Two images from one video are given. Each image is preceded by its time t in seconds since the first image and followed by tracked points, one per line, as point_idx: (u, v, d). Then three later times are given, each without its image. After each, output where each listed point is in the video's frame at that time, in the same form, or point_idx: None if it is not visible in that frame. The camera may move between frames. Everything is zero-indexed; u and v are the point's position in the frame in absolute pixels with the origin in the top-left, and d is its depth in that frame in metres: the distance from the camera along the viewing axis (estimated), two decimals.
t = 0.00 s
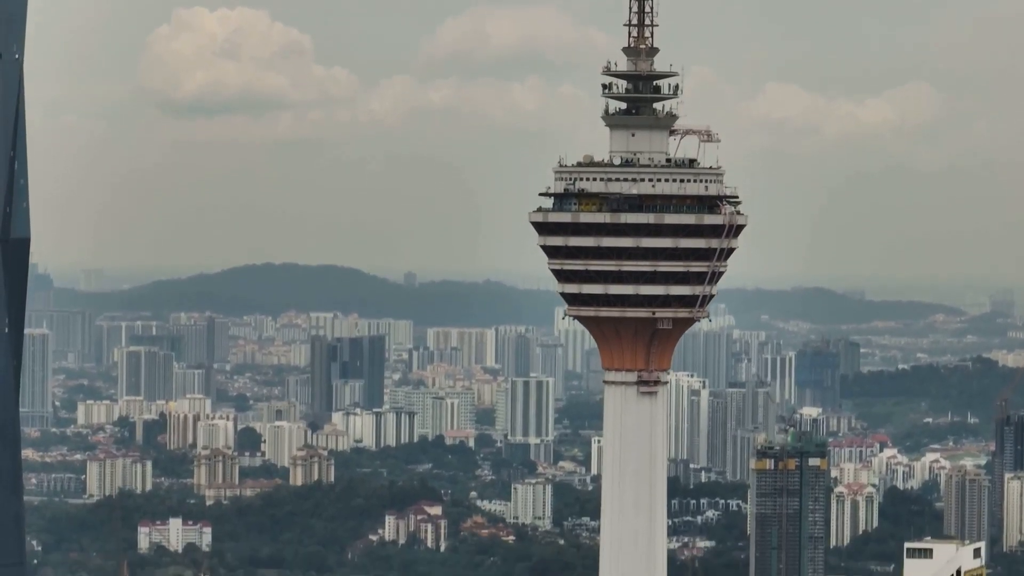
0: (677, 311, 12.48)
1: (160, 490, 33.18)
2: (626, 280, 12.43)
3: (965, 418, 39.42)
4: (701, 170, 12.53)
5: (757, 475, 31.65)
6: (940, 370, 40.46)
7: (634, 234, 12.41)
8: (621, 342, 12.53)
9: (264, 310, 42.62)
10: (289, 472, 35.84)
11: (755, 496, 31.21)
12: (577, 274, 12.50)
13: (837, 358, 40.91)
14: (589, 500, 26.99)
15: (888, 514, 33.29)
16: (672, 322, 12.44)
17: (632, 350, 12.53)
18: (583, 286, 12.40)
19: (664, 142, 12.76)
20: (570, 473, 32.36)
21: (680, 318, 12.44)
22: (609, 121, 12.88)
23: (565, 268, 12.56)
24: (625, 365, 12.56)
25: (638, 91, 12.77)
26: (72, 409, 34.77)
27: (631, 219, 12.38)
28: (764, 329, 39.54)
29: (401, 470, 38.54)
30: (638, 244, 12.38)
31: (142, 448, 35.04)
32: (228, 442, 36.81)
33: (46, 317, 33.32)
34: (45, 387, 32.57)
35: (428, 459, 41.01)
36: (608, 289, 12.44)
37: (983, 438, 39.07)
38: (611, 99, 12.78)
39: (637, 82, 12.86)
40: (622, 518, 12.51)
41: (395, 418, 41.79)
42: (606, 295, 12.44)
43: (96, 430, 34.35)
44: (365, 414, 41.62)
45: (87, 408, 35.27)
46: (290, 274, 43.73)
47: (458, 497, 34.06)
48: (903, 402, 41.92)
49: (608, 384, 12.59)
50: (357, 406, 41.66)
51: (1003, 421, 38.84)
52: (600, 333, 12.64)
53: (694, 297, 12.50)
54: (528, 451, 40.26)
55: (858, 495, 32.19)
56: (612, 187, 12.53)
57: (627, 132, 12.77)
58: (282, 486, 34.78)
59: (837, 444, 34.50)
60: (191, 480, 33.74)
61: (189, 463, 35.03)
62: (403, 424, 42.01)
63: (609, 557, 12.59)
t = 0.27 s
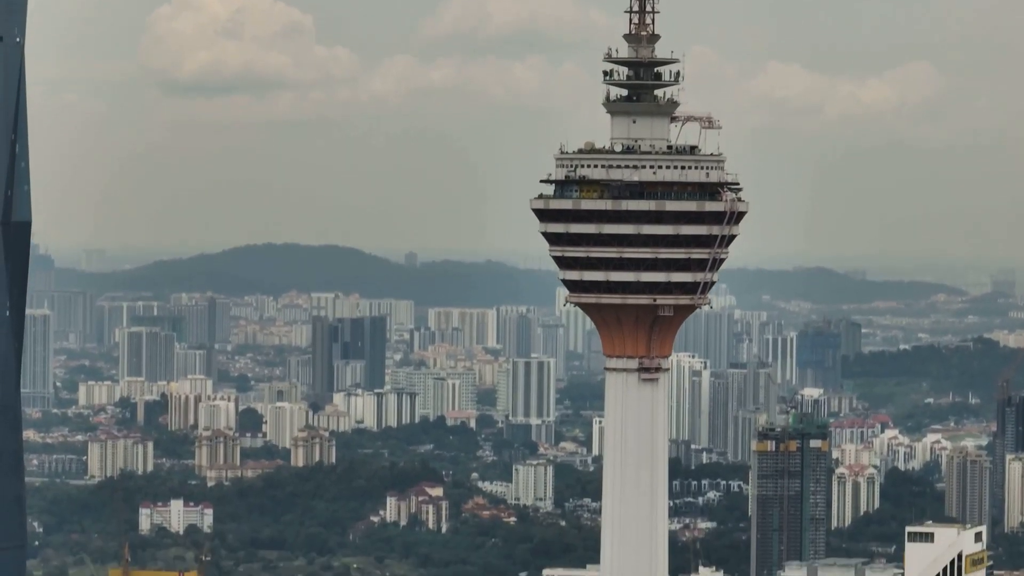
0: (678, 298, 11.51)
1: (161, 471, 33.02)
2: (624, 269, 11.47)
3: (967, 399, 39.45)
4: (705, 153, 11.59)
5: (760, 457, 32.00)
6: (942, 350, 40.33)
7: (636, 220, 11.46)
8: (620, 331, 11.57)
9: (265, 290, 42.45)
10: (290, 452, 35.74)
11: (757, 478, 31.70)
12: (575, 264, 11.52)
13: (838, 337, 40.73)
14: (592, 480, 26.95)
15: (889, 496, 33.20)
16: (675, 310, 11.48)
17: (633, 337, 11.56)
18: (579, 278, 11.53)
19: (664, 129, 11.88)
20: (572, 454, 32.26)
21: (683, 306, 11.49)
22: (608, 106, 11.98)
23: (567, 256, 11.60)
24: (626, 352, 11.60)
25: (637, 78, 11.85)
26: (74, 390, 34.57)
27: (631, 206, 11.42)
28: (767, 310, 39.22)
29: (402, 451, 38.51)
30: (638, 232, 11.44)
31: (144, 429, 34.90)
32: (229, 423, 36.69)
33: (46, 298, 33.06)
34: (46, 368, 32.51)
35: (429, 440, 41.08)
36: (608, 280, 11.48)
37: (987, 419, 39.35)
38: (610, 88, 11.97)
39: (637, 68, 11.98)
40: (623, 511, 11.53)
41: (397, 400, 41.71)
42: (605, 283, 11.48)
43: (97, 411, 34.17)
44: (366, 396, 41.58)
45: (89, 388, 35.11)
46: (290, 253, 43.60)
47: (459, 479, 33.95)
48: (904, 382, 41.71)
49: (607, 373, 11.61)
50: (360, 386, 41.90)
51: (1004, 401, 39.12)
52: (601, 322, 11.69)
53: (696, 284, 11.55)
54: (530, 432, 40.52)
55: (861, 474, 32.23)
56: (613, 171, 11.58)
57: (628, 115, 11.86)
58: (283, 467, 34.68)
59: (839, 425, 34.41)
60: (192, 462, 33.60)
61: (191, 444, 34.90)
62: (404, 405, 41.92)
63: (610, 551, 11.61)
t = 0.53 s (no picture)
0: (680, 286, 11.50)
1: (163, 453, 32.93)
2: (626, 256, 11.47)
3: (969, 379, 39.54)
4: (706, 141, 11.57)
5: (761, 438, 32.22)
6: (944, 331, 40.18)
7: (637, 209, 11.44)
8: (623, 318, 11.56)
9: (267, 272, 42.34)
10: (291, 435, 35.79)
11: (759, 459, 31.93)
12: (579, 251, 11.53)
13: (840, 318, 40.62)
14: (594, 463, 26.84)
15: (890, 478, 33.18)
16: (675, 299, 11.47)
17: (634, 324, 11.57)
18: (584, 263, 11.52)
19: (667, 117, 11.84)
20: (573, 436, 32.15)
21: (684, 295, 11.48)
22: (610, 94, 11.94)
23: (571, 244, 11.60)
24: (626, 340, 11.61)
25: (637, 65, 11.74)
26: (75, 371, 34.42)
27: (633, 194, 11.40)
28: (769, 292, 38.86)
29: (403, 433, 38.44)
30: (640, 220, 11.42)
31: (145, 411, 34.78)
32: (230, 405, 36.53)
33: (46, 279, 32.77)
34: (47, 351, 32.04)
35: (431, 422, 41.11)
36: (610, 267, 11.48)
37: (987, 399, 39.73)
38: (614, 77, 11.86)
39: (639, 56, 11.96)
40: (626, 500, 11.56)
41: (399, 381, 41.66)
42: (607, 272, 11.49)
43: (99, 393, 34.01)
44: (367, 377, 41.53)
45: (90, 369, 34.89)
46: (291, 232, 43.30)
47: (461, 461, 33.96)
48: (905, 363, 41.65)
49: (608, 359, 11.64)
50: (361, 368, 41.74)
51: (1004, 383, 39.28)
52: (603, 309, 11.67)
53: (698, 272, 11.53)
54: (531, 414, 40.75)
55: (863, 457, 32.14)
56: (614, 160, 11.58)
57: (628, 104, 11.86)
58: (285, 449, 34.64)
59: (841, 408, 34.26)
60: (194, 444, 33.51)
61: (192, 426, 34.82)
62: (405, 386, 41.87)
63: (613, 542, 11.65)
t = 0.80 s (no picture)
0: (683, 276, 12.38)
1: (165, 437, 33.15)
2: (629, 246, 12.33)
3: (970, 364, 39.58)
4: (706, 134, 12.42)
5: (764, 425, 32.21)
6: (945, 316, 39.96)
7: (639, 199, 12.29)
8: (627, 307, 12.43)
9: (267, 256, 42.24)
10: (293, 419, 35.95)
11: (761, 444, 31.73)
12: (585, 244, 12.38)
13: (841, 304, 40.46)
14: (595, 448, 26.75)
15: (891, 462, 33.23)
16: (676, 288, 12.34)
17: (635, 313, 12.44)
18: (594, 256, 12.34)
19: (667, 107, 12.72)
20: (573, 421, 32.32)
21: (684, 284, 12.34)
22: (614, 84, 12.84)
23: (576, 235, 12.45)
24: (627, 329, 12.46)
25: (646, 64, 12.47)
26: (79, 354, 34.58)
27: (635, 185, 12.26)
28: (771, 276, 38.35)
29: (405, 417, 38.61)
30: (642, 209, 12.27)
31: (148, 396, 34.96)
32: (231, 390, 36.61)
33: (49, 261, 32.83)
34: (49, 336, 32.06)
35: (432, 407, 41.33)
36: (614, 259, 12.33)
37: (989, 385, 39.78)
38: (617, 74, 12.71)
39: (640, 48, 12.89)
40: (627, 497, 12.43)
41: (400, 365, 41.72)
42: (610, 262, 12.34)
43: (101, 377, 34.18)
44: (368, 361, 41.61)
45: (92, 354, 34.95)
46: (290, 214, 42.98)
47: (463, 446, 34.11)
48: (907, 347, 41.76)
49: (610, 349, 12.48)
50: (363, 352, 41.49)
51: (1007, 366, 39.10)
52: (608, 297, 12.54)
53: (697, 262, 12.41)
54: (531, 398, 40.99)
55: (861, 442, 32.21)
56: (617, 150, 12.43)
57: (630, 96, 12.73)
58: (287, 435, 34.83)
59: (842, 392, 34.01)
60: (196, 428, 33.76)
61: (195, 411, 35.00)
62: (406, 369, 41.89)
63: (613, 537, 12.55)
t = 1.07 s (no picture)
0: (685, 267, 10.13)
1: (167, 422, 33.10)
2: (629, 237, 10.08)
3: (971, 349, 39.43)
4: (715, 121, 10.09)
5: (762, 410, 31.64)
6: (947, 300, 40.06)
7: (638, 189, 10.04)
8: (624, 300, 10.18)
9: (269, 241, 42.31)
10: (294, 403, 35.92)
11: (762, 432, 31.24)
12: (573, 231, 10.22)
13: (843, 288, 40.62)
14: (597, 433, 26.79)
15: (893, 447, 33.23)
16: (678, 279, 10.10)
17: (634, 305, 10.21)
18: (579, 244, 10.17)
19: (672, 97, 10.32)
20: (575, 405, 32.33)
21: (687, 275, 10.11)
22: (611, 74, 10.40)
23: (569, 225, 10.22)
24: (626, 321, 10.23)
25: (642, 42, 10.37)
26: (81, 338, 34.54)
27: (634, 174, 10.00)
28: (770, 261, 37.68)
29: (406, 401, 38.61)
30: (642, 199, 10.02)
31: (149, 380, 34.90)
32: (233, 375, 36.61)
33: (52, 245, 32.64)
34: (50, 319, 32.06)
35: (433, 391, 41.34)
36: (613, 249, 10.08)
37: (990, 369, 38.63)
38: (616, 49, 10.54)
39: (640, 38, 10.47)
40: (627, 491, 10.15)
41: (402, 349, 41.69)
42: (610, 253, 10.09)
43: (103, 362, 34.12)
44: (370, 346, 41.53)
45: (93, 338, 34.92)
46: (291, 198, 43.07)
47: (464, 431, 34.04)
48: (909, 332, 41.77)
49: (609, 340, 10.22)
50: (365, 336, 41.71)
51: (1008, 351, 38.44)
52: (602, 289, 10.28)
53: (700, 253, 10.15)
54: (533, 383, 40.96)
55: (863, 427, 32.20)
56: (615, 139, 10.10)
57: (630, 83, 10.32)
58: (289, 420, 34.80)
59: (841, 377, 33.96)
60: (198, 412, 33.70)
61: (196, 396, 34.97)
62: (408, 353, 41.82)
63: (613, 529, 10.24)
